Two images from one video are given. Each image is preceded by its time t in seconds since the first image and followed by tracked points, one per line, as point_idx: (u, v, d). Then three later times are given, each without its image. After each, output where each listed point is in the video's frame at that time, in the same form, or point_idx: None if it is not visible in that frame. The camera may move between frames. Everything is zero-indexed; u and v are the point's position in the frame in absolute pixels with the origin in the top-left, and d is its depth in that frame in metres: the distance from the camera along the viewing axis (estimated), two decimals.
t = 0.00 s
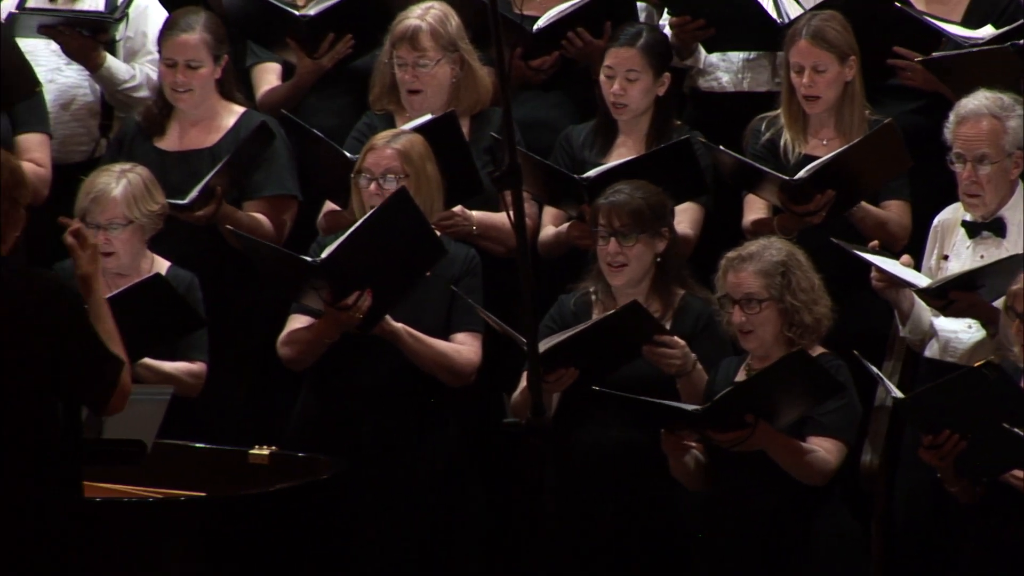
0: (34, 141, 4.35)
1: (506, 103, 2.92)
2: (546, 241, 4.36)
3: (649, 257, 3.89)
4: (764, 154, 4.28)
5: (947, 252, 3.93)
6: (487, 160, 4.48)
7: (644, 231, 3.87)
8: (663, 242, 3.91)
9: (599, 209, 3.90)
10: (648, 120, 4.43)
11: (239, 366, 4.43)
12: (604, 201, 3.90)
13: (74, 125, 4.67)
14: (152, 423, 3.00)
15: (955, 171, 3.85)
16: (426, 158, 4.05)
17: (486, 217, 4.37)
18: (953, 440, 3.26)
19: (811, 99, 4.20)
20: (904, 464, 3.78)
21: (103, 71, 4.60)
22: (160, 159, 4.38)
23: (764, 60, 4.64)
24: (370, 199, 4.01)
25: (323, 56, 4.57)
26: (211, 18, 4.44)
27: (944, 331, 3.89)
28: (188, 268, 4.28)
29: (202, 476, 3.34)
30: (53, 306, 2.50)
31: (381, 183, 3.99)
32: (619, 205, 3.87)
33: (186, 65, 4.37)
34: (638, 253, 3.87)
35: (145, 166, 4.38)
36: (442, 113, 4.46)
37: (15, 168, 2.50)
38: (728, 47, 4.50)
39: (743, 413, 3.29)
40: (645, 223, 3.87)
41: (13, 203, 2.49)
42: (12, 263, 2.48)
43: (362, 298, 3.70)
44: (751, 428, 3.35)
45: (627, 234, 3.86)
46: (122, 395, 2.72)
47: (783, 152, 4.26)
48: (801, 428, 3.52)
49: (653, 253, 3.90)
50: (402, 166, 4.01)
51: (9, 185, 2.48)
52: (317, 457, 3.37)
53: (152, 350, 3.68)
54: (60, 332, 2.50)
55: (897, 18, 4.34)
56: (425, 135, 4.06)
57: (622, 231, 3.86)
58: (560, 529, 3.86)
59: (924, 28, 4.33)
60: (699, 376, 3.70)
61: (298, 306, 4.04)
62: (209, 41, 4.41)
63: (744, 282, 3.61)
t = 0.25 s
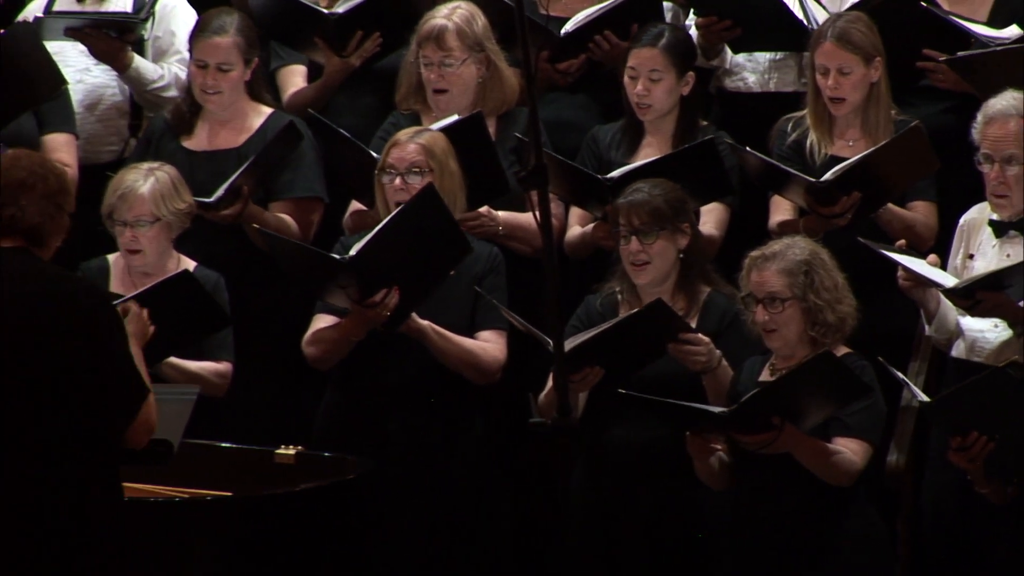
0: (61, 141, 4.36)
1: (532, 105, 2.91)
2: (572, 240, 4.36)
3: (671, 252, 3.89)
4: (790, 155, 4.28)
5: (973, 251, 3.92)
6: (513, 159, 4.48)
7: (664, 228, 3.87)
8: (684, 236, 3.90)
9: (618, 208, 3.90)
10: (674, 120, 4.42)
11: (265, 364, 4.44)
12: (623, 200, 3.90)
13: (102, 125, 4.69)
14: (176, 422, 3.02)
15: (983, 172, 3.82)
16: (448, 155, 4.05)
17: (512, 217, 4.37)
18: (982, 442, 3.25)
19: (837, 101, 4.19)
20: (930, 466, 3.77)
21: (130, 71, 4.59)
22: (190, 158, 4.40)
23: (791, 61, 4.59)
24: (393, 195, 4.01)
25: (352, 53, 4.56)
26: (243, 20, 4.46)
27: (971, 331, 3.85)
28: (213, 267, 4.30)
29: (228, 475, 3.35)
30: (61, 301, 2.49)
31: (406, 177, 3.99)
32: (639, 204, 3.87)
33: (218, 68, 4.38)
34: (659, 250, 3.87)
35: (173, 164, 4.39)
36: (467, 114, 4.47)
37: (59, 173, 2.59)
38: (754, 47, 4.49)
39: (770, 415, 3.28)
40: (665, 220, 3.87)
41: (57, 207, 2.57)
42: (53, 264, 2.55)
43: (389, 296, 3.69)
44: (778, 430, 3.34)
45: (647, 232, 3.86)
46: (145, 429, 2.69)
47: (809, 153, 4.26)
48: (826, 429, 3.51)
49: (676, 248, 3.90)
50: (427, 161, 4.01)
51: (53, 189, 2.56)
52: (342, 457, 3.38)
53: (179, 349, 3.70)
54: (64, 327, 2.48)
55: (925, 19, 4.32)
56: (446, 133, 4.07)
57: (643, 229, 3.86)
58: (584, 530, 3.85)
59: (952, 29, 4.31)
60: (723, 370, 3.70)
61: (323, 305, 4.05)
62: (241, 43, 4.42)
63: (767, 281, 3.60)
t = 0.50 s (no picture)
0: (84, 141, 4.37)
1: (554, 105, 2.91)
2: (596, 241, 4.35)
3: (692, 252, 3.88)
4: (812, 155, 4.26)
5: (995, 250, 3.91)
6: (535, 159, 4.48)
7: (684, 228, 3.85)
8: (705, 236, 3.89)
9: (639, 210, 3.89)
10: (696, 119, 4.41)
11: (288, 363, 4.45)
12: (642, 201, 3.89)
13: (127, 125, 4.71)
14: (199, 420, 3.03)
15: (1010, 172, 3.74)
16: (468, 155, 4.05)
17: (535, 217, 4.37)
18: (1006, 443, 3.26)
19: (860, 100, 4.18)
20: (953, 467, 3.75)
21: (155, 71, 4.59)
22: (212, 158, 4.41)
23: (813, 61, 4.59)
24: (415, 198, 4.01)
25: (378, 52, 4.55)
26: (268, 19, 4.45)
27: (994, 330, 3.83)
28: (237, 268, 4.31)
29: (251, 478, 3.35)
30: (67, 302, 2.49)
31: (426, 181, 3.99)
32: (658, 205, 3.86)
33: (241, 67, 4.38)
34: (680, 251, 3.86)
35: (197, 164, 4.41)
36: (489, 113, 4.47)
37: (89, 174, 2.65)
38: (776, 48, 4.47)
39: (791, 416, 3.27)
40: (684, 220, 3.85)
41: (87, 207, 2.62)
42: (82, 263, 2.58)
43: (413, 297, 3.70)
44: (800, 430, 3.33)
45: (668, 233, 3.85)
46: (163, 429, 2.70)
47: (832, 153, 4.24)
48: (848, 429, 3.50)
49: (698, 248, 3.89)
50: (446, 164, 4.01)
51: (83, 189, 2.62)
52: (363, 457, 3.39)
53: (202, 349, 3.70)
54: (65, 326, 2.48)
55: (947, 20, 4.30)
56: (465, 134, 4.08)
57: (662, 231, 3.85)
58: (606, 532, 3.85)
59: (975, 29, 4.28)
60: (745, 367, 3.70)
61: (346, 307, 4.05)
62: (265, 44, 4.42)
63: (787, 282, 3.59)
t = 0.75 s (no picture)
0: (109, 141, 4.39)
1: (578, 104, 2.90)
2: (621, 242, 4.33)
3: (720, 252, 3.87)
4: (839, 155, 4.25)
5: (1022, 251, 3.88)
6: (560, 159, 4.48)
7: (710, 228, 3.85)
8: (732, 235, 3.88)
9: (665, 210, 3.89)
10: (724, 118, 4.40)
11: (313, 363, 4.46)
12: (670, 201, 3.89)
13: (156, 125, 4.72)
14: (224, 425, 3.04)
15: None
16: (491, 154, 4.06)
17: (560, 217, 4.37)
18: None
19: (886, 98, 4.15)
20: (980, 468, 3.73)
21: (185, 71, 4.60)
22: (236, 158, 4.42)
23: (839, 62, 4.59)
24: (438, 200, 4.01)
25: (404, 51, 4.52)
26: (295, 18, 4.47)
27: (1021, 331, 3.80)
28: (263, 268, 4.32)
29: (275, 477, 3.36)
30: (65, 301, 2.44)
31: (449, 182, 3.99)
32: (684, 206, 3.86)
33: (269, 61, 4.40)
34: (707, 251, 3.85)
35: (220, 165, 4.42)
36: (515, 113, 4.47)
37: (106, 162, 2.60)
38: (802, 48, 4.45)
39: (817, 415, 3.26)
40: (711, 220, 3.84)
41: (105, 198, 2.57)
42: (98, 253, 2.53)
43: (439, 296, 3.72)
44: (824, 430, 3.32)
45: (694, 233, 3.84)
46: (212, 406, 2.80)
47: (858, 152, 4.22)
48: (873, 430, 3.49)
49: (725, 247, 3.88)
50: (469, 165, 4.01)
51: (100, 180, 2.57)
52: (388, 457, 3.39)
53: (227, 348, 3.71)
54: (61, 326, 2.43)
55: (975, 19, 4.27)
56: (491, 134, 4.08)
57: (689, 230, 3.84)
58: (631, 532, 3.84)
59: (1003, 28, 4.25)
60: (772, 366, 3.68)
61: (371, 307, 4.06)
62: (292, 40, 4.43)
63: (813, 283, 3.57)
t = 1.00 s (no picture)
0: (131, 142, 4.41)
1: (600, 105, 2.89)
2: (646, 242, 4.33)
3: (745, 251, 3.86)
4: (862, 154, 4.23)
5: None
6: (582, 159, 4.47)
7: (735, 227, 3.84)
8: (757, 235, 3.87)
9: (690, 209, 3.88)
10: (749, 119, 4.38)
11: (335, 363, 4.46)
12: (695, 200, 3.88)
13: (182, 126, 4.74)
14: (244, 425, 3.04)
15: None
16: (513, 154, 4.05)
17: (582, 217, 4.36)
18: None
19: (909, 98, 4.13)
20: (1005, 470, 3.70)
21: (212, 72, 4.61)
22: (258, 158, 4.43)
23: (862, 62, 4.58)
24: (458, 200, 4.03)
25: (426, 50, 4.51)
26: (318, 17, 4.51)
27: None
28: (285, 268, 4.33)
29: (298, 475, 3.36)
30: (66, 301, 2.41)
31: (470, 183, 4.00)
32: (709, 205, 3.85)
33: (292, 58, 4.42)
34: (732, 250, 3.85)
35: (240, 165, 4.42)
36: (537, 113, 4.47)
37: (120, 165, 2.59)
38: (825, 49, 4.43)
39: (840, 416, 3.25)
40: (737, 219, 3.84)
41: (120, 199, 2.56)
42: (116, 257, 2.52)
43: (460, 295, 3.69)
44: (848, 432, 3.30)
45: (719, 231, 3.84)
46: (201, 428, 2.66)
47: (881, 152, 4.21)
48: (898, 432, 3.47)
49: (750, 247, 3.87)
50: (489, 166, 4.01)
51: (114, 182, 2.56)
52: (409, 458, 3.38)
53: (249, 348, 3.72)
54: (60, 326, 2.41)
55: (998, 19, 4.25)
56: (512, 133, 4.07)
57: (714, 229, 3.84)
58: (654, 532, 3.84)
59: None
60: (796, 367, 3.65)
61: (394, 307, 4.06)
62: (316, 38, 4.46)
63: (839, 284, 3.56)
